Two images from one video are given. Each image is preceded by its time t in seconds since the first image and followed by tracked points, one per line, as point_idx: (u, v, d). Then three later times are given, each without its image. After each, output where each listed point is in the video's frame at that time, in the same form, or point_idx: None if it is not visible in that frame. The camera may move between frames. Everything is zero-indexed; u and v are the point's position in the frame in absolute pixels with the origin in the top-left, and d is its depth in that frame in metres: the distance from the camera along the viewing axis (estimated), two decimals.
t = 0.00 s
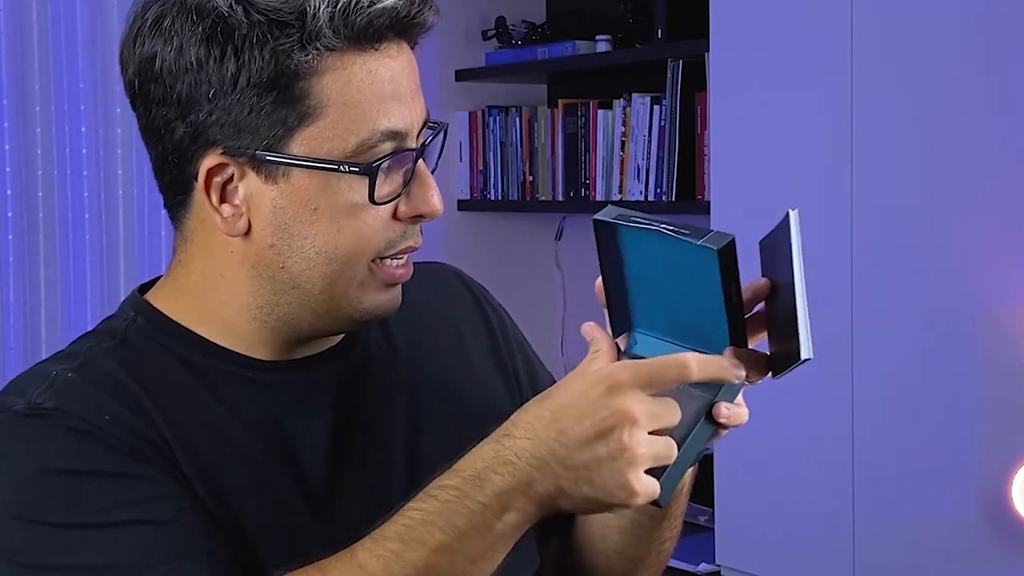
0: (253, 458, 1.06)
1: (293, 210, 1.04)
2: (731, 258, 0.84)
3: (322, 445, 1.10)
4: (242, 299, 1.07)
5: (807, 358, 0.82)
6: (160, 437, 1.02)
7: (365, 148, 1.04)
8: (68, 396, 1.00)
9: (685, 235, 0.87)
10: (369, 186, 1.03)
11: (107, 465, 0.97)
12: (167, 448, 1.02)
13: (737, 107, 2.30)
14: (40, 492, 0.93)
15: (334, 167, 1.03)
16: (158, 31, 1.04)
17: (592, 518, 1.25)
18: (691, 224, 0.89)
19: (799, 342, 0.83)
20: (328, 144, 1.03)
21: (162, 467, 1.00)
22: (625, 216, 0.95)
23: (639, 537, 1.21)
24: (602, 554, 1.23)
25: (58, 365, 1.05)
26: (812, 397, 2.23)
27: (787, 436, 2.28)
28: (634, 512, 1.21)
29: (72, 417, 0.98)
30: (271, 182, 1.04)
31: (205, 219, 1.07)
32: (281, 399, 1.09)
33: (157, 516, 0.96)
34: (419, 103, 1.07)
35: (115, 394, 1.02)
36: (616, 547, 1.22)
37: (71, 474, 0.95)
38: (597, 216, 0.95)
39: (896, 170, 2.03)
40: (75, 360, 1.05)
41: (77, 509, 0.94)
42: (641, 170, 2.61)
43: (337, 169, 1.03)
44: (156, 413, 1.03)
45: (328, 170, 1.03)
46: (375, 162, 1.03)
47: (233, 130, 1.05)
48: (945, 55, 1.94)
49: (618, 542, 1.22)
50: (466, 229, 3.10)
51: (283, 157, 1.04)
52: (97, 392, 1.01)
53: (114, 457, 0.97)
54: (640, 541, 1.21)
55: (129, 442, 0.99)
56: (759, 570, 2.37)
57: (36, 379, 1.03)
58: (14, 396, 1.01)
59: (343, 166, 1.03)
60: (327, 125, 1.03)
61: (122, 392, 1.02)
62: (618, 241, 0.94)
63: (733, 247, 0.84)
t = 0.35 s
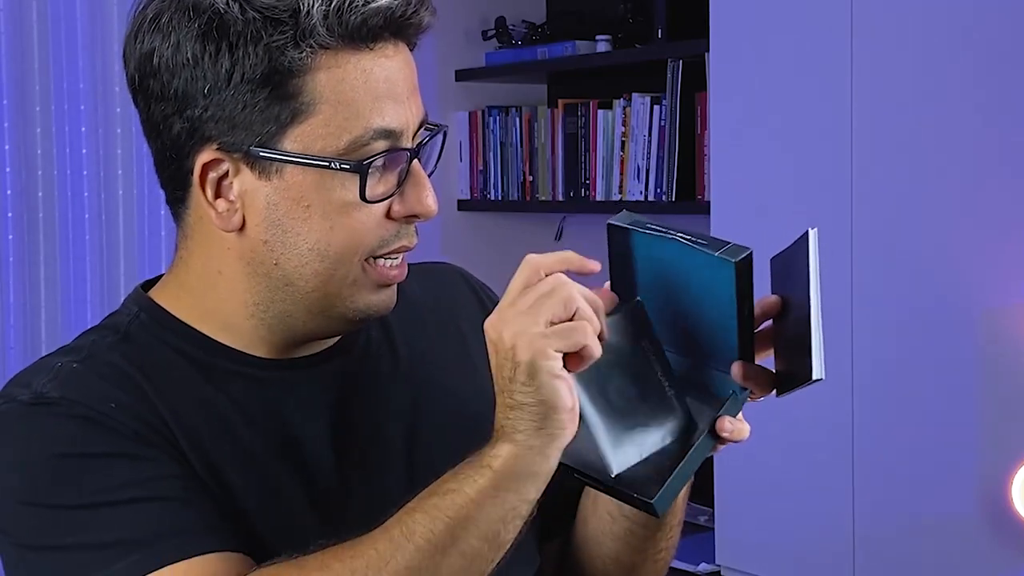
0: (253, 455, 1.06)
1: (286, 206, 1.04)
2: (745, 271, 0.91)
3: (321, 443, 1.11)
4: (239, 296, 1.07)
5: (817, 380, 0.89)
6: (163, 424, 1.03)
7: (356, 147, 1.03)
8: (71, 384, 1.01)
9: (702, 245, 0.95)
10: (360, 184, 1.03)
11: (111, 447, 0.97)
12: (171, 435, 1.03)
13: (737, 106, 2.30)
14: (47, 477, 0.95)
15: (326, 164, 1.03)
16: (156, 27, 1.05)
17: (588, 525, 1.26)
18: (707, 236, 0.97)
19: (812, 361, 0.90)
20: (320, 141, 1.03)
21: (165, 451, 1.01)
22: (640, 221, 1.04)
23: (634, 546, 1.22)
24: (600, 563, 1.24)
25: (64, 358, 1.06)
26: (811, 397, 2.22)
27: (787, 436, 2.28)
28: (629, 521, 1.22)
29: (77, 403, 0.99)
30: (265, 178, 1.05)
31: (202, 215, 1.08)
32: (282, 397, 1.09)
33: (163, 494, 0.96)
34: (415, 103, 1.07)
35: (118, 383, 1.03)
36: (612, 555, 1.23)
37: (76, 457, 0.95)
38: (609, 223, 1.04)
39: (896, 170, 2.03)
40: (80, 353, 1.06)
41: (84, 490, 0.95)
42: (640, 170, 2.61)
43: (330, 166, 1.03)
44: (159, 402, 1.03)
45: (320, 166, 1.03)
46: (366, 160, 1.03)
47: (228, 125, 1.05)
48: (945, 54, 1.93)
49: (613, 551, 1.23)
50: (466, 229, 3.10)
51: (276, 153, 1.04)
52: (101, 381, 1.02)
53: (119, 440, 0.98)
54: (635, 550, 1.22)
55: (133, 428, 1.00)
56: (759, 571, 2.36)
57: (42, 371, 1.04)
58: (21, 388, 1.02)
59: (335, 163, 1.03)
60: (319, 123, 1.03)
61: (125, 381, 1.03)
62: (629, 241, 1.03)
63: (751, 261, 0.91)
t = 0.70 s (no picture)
0: (253, 455, 1.06)
1: (289, 203, 1.04)
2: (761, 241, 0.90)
3: (323, 442, 1.11)
4: (241, 295, 1.07)
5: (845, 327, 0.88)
6: (159, 425, 1.03)
7: (358, 140, 1.03)
8: (69, 381, 1.01)
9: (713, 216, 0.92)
10: (361, 178, 1.03)
11: (109, 449, 0.98)
12: (166, 436, 1.03)
13: (736, 106, 2.30)
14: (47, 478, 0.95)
15: (327, 159, 1.03)
16: (153, 30, 1.05)
17: (594, 523, 1.25)
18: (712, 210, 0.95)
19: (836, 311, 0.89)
20: (322, 137, 1.03)
21: (162, 453, 1.01)
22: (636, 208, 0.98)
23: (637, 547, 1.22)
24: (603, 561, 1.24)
25: (63, 353, 1.06)
26: (812, 397, 2.22)
27: (788, 436, 2.28)
28: (632, 521, 1.21)
29: (75, 401, 0.99)
30: (266, 176, 1.05)
31: (204, 215, 1.08)
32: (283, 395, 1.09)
33: (164, 501, 0.98)
34: (412, 95, 1.07)
35: (117, 382, 1.03)
36: (615, 555, 1.23)
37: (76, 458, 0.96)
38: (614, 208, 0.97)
39: (896, 170, 2.03)
40: (80, 348, 1.06)
41: (82, 491, 0.95)
42: (640, 170, 2.61)
43: (331, 161, 1.03)
44: (156, 402, 1.04)
45: (321, 162, 1.03)
46: (366, 153, 1.03)
47: (228, 125, 1.05)
48: (946, 54, 1.94)
49: (615, 551, 1.23)
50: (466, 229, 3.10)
51: (277, 150, 1.04)
52: (100, 379, 1.02)
53: (117, 442, 0.99)
54: (638, 550, 1.22)
55: (130, 428, 1.00)
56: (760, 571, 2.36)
57: (40, 365, 1.04)
58: (19, 382, 1.03)
59: (336, 157, 1.03)
60: (319, 119, 1.03)
61: (123, 380, 1.03)
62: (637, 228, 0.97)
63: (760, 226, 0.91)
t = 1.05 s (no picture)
0: (236, 458, 0.97)
1: (279, 183, 0.95)
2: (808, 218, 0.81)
3: (313, 442, 1.01)
4: (231, 283, 0.98)
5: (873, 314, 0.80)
6: (132, 430, 0.93)
7: (351, 114, 0.94)
8: (40, 378, 0.91)
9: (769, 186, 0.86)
10: (355, 156, 0.94)
11: (79, 459, 0.89)
12: (142, 444, 0.93)
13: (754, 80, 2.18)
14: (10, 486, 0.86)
15: (318, 136, 0.94)
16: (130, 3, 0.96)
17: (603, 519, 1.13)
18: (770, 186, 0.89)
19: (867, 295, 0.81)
20: (313, 114, 0.94)
21: (135, 464, 0.92)
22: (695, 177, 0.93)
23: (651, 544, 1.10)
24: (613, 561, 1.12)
25: (34, 346, 0.96)
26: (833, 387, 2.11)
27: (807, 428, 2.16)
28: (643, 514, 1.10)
29: (41, 402, 0.90)
30: (254, 155, 0.95)
31: (189, 198, 0.98)
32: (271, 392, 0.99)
33: (134, 520, 0.89)
34: (409, 65, 0.97)
35: (91, 381, 0.94)
36: (627, 554, 1.11)
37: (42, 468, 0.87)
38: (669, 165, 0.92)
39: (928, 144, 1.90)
40: (52, 340, 0.97)
41: (46, 505, 0.86)
42: (652, 148, 2.48)
43: (323, 138, 0.94)
44: (132, 405, 0.94)
45: (312, 140, 0.94)
46: (360, 129, 0.94)
47: (212, 101, 0.95)
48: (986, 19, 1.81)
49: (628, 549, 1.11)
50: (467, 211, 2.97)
51: (266, 128, 0.94)
52: (72, 377, 0.93)
53: (88, 451, 0.90)
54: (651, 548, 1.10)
55: (103, 436, 0.91)
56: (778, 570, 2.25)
57: (10, 358, 0.95)
58: None
59: (328, 135, 0.94)
60: (311, 93, 0.94)
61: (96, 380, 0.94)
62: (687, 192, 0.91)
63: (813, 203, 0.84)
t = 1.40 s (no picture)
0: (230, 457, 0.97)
1: (271, 188, 0.95)
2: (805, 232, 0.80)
3: (307, 442, 1.01)
4: (224, 287, 0.98)
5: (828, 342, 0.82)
6: (129, 432, 0.94)
7: (344, 119, 0.94)
8: (35, 385, 0.93)
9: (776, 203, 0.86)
10: (348, 161, 0.94)
11: (72, 462, 0.89)
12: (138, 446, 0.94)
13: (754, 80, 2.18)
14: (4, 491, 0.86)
15: (310, 140, 0.94)
16: (120, 8, 0.97)
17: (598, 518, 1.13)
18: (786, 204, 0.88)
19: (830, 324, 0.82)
20: (303, 118, 0.94)
21: (130, 466, 0.92)
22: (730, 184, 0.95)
23: (645, 545, 1.10)
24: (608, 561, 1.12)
25: (30, 351, 0.97)
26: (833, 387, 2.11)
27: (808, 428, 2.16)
28: (636, 515, 1.09)
29: (35, 408, 0.91)
30: (246, 159, 0.96)
31: (181, 204, 0.99)
32: (263, 392, 0.99)
33: (127, 519, 0.88)
34: (402, 69, 0.97)
35: (86, 386, 0.94)
36: (621, 552, 1.11)
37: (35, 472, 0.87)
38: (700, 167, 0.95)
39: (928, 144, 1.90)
40: (47, 346, 0.97)
41: (40, 507, 0.86)
42: (652, 148, 2.48)
43: (313, 143, 0.94)
44: (128, 408, 0.95)
45: (304, 144, 0.94)
46: (352, 134, 0.94)
47: (203, 106, 0.96)
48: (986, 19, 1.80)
49: (622, 548, 1.11)
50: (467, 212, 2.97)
51: (257, 132, 0.95)
52: (67, 383, 0.93)
53: (80, 455, 0.90)
54: (645, 548, 1.10)
55: (96, 439, 0.91)
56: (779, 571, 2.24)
57: (6, 366, 0.96)
58: None
59: (319, 139, 0.94)
60: (302, 98, 0.94)
61: (91, 383, 0.94)
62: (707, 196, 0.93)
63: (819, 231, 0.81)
